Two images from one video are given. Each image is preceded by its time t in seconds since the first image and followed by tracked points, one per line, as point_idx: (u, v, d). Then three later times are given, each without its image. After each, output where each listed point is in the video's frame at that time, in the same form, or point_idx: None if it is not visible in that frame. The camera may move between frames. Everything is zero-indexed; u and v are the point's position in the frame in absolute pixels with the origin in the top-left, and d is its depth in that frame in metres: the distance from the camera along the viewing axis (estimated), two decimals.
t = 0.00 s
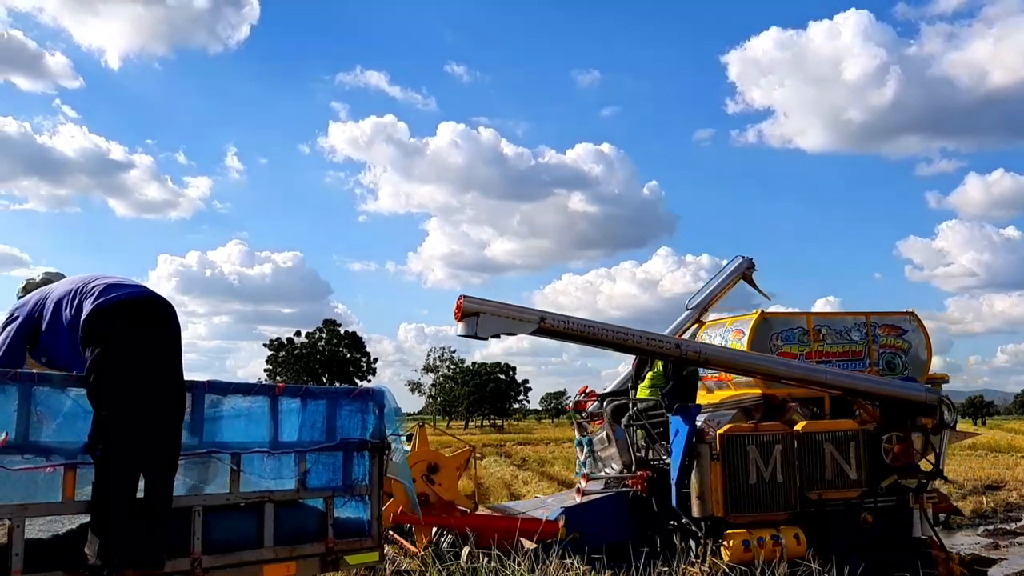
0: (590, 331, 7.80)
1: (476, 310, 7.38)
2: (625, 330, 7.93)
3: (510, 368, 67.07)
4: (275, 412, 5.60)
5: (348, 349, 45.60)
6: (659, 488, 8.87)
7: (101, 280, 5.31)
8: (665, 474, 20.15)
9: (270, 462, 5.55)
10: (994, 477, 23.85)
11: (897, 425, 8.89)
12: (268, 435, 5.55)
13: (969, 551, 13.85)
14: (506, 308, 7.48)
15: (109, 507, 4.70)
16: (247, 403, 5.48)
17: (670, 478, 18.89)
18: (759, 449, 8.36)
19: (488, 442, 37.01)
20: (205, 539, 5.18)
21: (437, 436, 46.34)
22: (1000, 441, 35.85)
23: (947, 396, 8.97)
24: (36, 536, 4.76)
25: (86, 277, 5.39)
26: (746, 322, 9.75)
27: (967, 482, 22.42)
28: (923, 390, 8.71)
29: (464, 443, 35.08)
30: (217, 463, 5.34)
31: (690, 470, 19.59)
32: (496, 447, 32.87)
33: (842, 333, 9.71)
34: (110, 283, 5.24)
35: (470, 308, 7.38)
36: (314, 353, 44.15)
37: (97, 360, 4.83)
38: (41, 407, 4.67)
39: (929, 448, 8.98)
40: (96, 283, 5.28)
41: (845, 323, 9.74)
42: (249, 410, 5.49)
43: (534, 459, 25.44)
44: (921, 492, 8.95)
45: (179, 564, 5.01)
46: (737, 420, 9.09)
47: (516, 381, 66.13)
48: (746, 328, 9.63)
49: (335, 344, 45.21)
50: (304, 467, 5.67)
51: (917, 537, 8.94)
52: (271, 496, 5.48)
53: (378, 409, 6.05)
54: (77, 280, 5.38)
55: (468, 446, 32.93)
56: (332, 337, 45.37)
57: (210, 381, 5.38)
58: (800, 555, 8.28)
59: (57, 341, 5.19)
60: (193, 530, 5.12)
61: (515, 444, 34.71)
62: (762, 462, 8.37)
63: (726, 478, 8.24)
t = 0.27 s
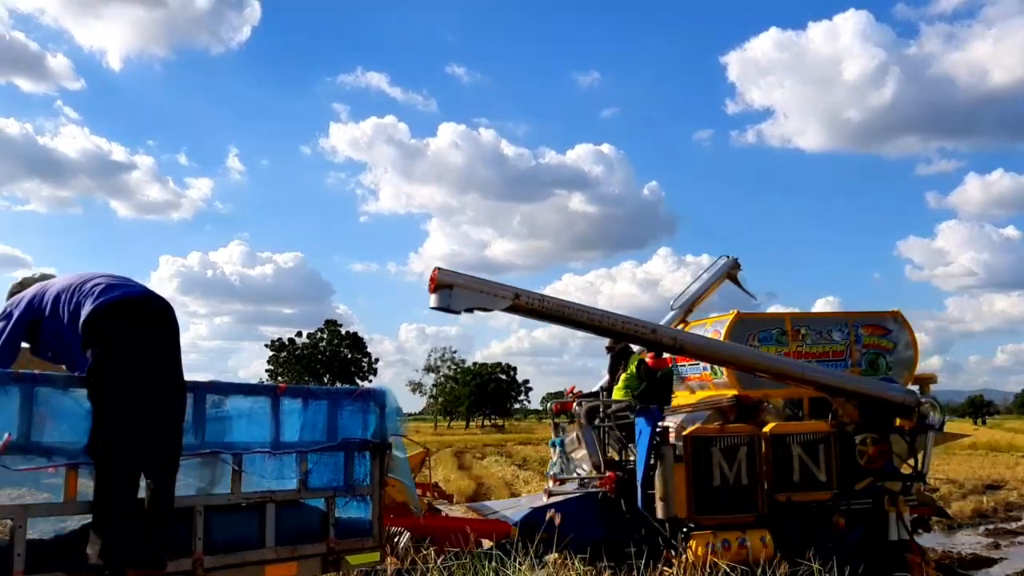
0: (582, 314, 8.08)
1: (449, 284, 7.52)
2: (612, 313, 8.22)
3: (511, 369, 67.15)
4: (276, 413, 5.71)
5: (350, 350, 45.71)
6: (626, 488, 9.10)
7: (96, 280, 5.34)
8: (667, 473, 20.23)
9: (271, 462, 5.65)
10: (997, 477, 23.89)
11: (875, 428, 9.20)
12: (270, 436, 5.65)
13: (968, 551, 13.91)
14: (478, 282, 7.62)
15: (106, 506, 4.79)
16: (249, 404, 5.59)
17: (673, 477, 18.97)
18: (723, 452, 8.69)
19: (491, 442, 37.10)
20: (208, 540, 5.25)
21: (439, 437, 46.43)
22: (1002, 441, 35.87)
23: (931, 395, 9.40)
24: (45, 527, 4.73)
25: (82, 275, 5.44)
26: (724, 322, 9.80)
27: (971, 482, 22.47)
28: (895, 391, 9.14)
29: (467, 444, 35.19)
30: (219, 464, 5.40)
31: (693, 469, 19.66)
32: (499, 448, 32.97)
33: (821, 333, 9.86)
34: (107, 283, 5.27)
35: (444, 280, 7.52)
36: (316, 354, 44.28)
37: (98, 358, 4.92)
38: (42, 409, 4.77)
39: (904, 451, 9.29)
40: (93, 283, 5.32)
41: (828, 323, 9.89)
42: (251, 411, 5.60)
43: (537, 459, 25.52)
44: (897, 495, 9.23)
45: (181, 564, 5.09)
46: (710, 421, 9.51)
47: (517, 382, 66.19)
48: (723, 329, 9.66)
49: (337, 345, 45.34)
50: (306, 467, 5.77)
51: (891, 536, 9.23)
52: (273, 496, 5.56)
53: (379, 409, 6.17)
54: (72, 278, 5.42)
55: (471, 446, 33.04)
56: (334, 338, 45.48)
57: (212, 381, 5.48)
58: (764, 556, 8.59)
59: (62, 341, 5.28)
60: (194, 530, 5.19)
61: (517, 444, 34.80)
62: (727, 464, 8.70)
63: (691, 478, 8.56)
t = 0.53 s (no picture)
0: (558, 299, 7.32)
1: (423, 257, 6.90)
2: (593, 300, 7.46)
3: (512, 371, 66.82)
4: (277, 417, 5.37)
5: (350, 352, 45.37)
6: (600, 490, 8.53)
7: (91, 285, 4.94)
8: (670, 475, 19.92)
9: (272, 467, 5.33)
10: (1002, 478, 23.51)
11: (864, 436, 8.35)
12: (270, 440, 5.32)
13: (974, 555, 13.55)
14: (455, 260, 6.99)
15: (109, 511, 4.37)
16: (249, 408, 5.24)
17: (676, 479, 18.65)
18: (691, 454, 7.90)
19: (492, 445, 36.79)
20: (207, 545, 4.95)
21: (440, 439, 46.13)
22: (1007, 442, 35.54)
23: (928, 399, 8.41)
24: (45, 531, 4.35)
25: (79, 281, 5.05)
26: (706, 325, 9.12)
27: (976, 484, 22.10)
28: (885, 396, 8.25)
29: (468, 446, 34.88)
30: (217, 469, 5.08)
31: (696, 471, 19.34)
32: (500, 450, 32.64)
33: (807, 336, 9.00)
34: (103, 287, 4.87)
35: (418, 253, 6.89)
36: (317, 356, 43.94)
37: (98, 360, 4.53)
38: (40, 412, 4.36)
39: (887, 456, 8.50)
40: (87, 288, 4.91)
41: (812, 324, 8.97)
42: (251, 415, 5.25)
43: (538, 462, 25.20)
44: (883, 502, 8.36)
45: (180, 570, 4.79)
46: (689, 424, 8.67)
47: (518, 384, 65.83)
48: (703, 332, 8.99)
49: (337, 347, 45.01)
50: (306, 472, 5.48)
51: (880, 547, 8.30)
52: (273, 501, 5.27)
53: (380, 412, 5.86)
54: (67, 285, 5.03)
55: (472, 448, 32.70)
56: (333, 340, 45.13)
57: (211, 385, 5.13)
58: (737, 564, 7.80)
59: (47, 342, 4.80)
60: (194, 536, 4.89)
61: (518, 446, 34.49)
62: (696, 467, 7.89)
63: (661, 484, 7.78)
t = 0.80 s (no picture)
0: (537, 286, 6.91)
1: (403, 237, 6.53)
2: (573, 289, 7.04)
3: (516, 377, 66.74)
4: (280, 427, 5.30)
5: (354, 359, 45.29)
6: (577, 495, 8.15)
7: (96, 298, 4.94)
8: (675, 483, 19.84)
9: (275, 476, 5.25)
10: (1009, 483, 23.37)
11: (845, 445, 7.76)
12: (273, 449, 5.25)
13: (980, 560, 13.45)
14: (437, 239, 6.62)
15: (106, 511, 4.38)
16: (252, 417, 5.18)
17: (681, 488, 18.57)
18: (662, 462, 7.31)
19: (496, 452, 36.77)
20: (211, 555, 4.85)
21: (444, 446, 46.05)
22: (1012, 447, 35.41)
23: (915, 409, 8.00)
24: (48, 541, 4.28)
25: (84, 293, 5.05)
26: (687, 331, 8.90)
27: (982, 489, 21.97)
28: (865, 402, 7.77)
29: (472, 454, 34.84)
30: (220, 478, 5.02)
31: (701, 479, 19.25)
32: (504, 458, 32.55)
33: (790, 342, 8.77)
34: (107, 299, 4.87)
35: (398, 232, 6.52)
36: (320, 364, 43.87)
37: (101, 367, 4.53)
38: (46, 423, 4.31)
39: (870, 466, 7.93)
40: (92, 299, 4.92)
41: (794, 330, 8.80)
42: (254, 425, 5.19)
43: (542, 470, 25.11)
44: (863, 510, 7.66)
45: None
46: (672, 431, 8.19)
47: (522, 390, 65.73)
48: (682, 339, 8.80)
49: (341, 354, 44.96)
50: (310, 480, 5.38)
51: (862, 558, 7.64)
52: (277, 510, 5.16)
53: (384, 420, 5.79)
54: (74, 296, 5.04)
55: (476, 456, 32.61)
56: (337, 347, 45.09)
57: (214, 395, 5.08)
58: None
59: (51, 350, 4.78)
60: (198, 546, 4.80)
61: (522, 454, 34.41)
62: (666, 475, 7.31)
63: (630, 491, 7.22)
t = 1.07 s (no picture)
0: (526, 280, 6.85)
1: (393, 222, 6.45)
2: (563, 284, 6.97)
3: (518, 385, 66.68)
4: (284, 436, 5.26)
5: (356, 368, 45.24)
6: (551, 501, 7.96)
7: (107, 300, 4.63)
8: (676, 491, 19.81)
9: (278, 486, 5.21)
10: (1012, 489, 23.33)
11: (824, 454, 7.66)
12: (276, 458, 5.20)
13: (982, 566, 13.43)
14: (426, 227, 6.53)
15: (118, 530, 4.08)
16: (255, 427, 5.13)
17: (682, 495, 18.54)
18: (633, 471, 7.24)
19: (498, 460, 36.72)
20: (214, 565, 4.85)
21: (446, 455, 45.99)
22: (1015, 454, 35.32)
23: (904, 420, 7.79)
24: (55, 553, 4.04)
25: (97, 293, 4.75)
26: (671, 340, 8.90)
27: (985, 495, 21.94)
28: (848, 410, 7.68)
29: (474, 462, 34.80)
30: (224, 487, 4.99)
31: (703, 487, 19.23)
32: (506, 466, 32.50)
33: (772, 351, 8.78)
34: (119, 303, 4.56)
35: (387, 217, 6.44)
36: (323, 373, 43.83)
37: (103, 379, 4.18)
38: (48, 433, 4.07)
39: (851, 476, 7.71)
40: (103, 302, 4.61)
41: (778, 338, 8.81)
42: (257, 434, 5.14)
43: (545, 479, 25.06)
44: (840, 521, 7.47)
45: None
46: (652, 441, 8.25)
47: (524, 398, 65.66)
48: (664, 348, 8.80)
49: (343, 363, 44.91)
50: (313, 490, 5.34)
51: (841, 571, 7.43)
52: (280, 519, 5.13)
53: (387, 429, 5.74)
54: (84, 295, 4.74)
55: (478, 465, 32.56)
56: (339, 356, 45.06)
57: (216, 404, 5.02)
58: None
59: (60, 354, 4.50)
60: (201, 557, 4.80)
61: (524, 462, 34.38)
62: (638, 485, 7.22)
63: (602, 498, 7.17)
